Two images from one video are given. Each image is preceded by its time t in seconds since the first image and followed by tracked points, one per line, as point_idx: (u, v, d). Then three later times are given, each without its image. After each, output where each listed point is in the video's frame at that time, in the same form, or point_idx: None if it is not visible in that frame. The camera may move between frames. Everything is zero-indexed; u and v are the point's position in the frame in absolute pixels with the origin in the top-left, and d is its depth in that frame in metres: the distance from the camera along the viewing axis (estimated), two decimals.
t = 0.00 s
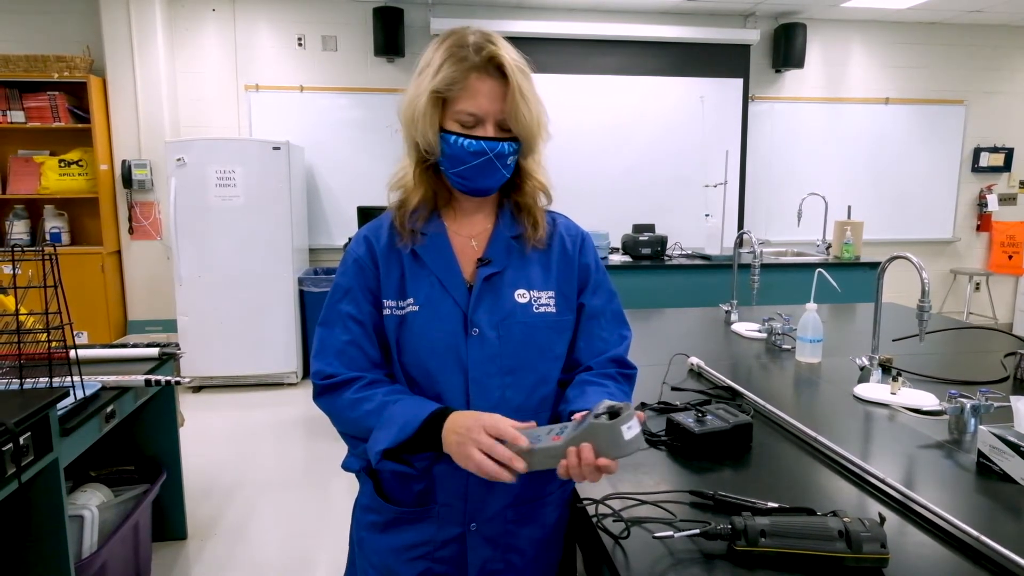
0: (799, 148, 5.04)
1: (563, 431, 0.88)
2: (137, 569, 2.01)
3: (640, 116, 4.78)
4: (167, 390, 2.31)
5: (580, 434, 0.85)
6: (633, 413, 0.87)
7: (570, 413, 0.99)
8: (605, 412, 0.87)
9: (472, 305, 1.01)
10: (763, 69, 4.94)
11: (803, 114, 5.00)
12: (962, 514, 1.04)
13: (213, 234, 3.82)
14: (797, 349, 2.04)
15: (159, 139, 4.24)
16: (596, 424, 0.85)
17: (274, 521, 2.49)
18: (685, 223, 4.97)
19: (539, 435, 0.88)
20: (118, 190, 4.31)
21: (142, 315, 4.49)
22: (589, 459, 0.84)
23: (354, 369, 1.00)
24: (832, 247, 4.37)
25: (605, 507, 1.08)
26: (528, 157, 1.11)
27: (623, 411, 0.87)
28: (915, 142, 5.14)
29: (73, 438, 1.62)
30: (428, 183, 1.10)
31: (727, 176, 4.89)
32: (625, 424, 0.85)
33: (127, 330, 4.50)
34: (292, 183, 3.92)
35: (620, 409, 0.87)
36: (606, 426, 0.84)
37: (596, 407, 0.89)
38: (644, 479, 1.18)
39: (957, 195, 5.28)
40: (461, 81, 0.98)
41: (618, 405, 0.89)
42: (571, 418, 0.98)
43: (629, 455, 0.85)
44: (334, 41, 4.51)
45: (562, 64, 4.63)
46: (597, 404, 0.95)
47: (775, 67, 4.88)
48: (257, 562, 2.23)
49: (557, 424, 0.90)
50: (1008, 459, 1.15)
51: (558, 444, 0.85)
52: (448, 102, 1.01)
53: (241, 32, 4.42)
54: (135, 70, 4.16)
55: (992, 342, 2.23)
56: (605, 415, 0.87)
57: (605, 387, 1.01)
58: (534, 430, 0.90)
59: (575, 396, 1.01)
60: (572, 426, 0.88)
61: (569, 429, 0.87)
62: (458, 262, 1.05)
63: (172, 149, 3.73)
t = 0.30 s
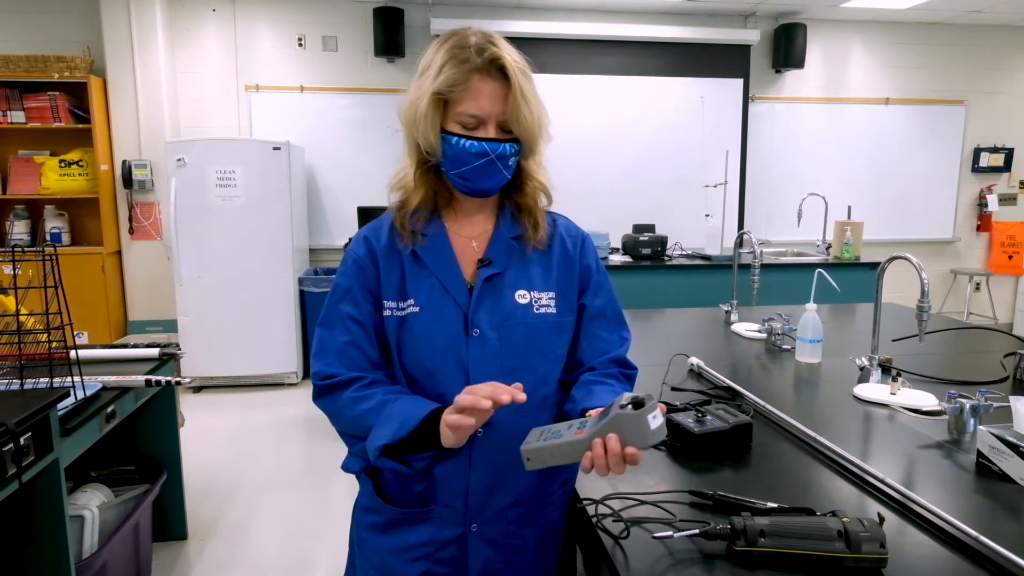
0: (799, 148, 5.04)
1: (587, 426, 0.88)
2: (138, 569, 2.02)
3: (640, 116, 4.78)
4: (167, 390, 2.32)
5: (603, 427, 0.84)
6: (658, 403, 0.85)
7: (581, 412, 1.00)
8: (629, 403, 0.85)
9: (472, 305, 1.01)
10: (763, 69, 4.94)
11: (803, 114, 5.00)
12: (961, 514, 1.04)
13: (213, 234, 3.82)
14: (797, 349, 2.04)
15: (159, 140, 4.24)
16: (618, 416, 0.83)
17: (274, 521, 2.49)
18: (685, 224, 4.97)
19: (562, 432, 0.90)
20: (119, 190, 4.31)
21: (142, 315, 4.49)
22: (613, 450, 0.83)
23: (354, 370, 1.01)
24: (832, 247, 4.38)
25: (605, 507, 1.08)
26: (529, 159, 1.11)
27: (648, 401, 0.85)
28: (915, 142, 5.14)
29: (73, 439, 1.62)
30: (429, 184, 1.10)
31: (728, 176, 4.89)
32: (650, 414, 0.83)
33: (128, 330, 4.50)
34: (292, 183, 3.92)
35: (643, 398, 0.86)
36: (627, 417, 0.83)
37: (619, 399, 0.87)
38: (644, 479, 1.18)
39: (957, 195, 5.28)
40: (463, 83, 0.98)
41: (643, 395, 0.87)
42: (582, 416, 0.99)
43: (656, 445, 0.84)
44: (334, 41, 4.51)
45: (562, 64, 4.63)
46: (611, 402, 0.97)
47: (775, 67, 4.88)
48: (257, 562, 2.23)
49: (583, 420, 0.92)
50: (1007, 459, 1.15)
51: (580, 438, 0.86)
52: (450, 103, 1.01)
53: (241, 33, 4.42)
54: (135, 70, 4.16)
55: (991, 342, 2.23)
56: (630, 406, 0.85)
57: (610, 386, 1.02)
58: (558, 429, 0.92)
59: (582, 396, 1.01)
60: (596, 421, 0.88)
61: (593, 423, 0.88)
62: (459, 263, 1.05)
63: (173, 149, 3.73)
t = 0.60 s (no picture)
0: (799, 148, 5.04)
1: (591, 421, 0.89)
2: (138, 569, 2.02)
3: (640, 116, 4.78)
4: (167, 390, 2.32)
5: (609, 422, 0.85)
6: (663, 401, 0.86)
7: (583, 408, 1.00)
8: (635, 400, 0.86)
9: (475, 306, 1.01)
10: (763, 69, 4.94)
11: (803, 114, 5.00)
12: (961, 514, 1.04)
13: (213, 234, 3.82)
14: (797, 349, 2.04)
15: (159, 140, 4.25)
16: (624, 412, 0.84)
17: (274, 521, 2.49)
18: (685, 224, 4.97)
19: (565, 426, 0.90)
20: (119, 190, 4.31)
21: (142, 315, 4.49)
22: (618, 446, 0.83)
23: (356, 371, 1.01)
24: (832, 247, 4.37)
25: (606, 507, 1.08)
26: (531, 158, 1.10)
27: (653, 398, 0.86)
28: (916, 142, 5.14)
29: (73, 439, 1.62)
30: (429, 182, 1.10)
31: (728, 176, 4.89)
32: (656, 412, 0.84)
33: (128, 330, 4.50)
34: (292, 183, 3.92)
35: (649, 395, 0.87)
36: (635, 413, 0.84)
37: (625, 396, 0.88)
38: (644, 479, 1.18)
39: (957, 195, 5.28)
40: (459, 73, 0.99)
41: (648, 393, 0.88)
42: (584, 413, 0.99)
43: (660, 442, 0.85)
44: (335, 41, 4.51)
45: (562, 64, 4.63)
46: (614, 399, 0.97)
47: (775, 67, 4.88)
48: (257, 562, 2.23)
49: (585, 415, 0.92)
50: (1008, 459, 1.15)
51: (585, 433, 0.86)
52: (448, 95, 1.01)
53: (242, 33, 4.42)
54: (135, 71, 4.16)
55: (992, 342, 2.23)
56: (635, 403, 0.86)
57: (613, 385, 1.03)
58: (560, 424, 0.92)
59: (584, 393, 1.01)
60: (600, 416, 0.89)
61: (597, 419, 0.88)
62: (461, 263, 1.05)
63: (173, 149, 3.73)
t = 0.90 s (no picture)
0: (799, 148, 5.04)
1: (584, 428, 0.88)
2: (138, 569, 2.01)
3: (640, 115, 4.78)
4: (168, 390, 2.32)
5: (602, 434, 0.85)
6: (658, 417, 0.86)
7: (581, 409, 1.00)
8: (630, 413, 0.86)
9: (474, 309, 1.01)
10: (763, 69, 4.94)
11: (803, 114, 5.00)
12: (963, 514, 1.04)
13: (214, 234, 3.82)
14: (798, 349, 2.04)
15: (160, 140, 4.25)
16: (619, 426, 0.84)
17: (274, 521, 2.49)
18: (686, 224, 4.97)
19: (557, 429, 0.90)
20: (120, 190, 4.31)
21: (143, 315, 4.49)
22: (608, 458, 0.84)
23: (357, 374, 1.01)
24: (832, 247, 4.37)
25: (607, 507, 1.08)
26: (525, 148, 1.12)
27: (649, 413, 0.86)
28: (916, 141, 5.14)
29: (74, 438, 1.62)
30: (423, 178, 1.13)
31: (728, 176, 4.89)
32: (649, 428, 0.84)
33: (128, 330, 4.50)
34: (293, 183, 3.92)
35: (646, 409, 0.86)
36: (630, 428, 0.84)
37: (621, 407, 0.87)
38: (645, 479, 1.18)
39: (957, 195, 5.28)
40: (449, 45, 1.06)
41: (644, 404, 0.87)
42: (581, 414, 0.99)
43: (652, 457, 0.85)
44: (335, 41, 4.51)
45: (562, 64, 4.64)
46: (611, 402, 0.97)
47: (775, 67, 4.88)
48: (257, 562, 2.23)
49: (578, 419, 0.92)
50: (1009, 459, 1.15)
51: (576, 440, 0.86)
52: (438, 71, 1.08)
53: (242, 33, 4.42)
54: (136, 71, 4.16)
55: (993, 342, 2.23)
56: (629, 417, 0.85)
57: (613, 386, 1.02)
58: (552, 425, 0.91)
59: (583, 395, 1.01)
60: (593, 424, 0.88)
61: (590, 426, 0.88)
62: (461, 265, 1.05)
63: (173, 149, 3.73)
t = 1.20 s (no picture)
0: (800, 148, 5.03)
1: (578, 432, 0.87)
2: (139, 569, 2.01)
3: (641, 115, 4.78)
4: (169, 389, 2.32)
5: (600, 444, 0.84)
6: (654, 429, 0.85)
7: (575, 403, 1.00)
8: (627, 425, 0.85)
9: (469, 310, 1.01)
10: (764, 69, 4.94)
11: (804, 114, 5.00)
12: (965, 514, 1.04)
13: (215, 233, 3.82)
14: (799, 349, 2.04)
15: (161, 140, 4.25)
16: (617, 439, 0.83)
17: (275, 521, 2.49)
18: (687, 223, 4.97)
19: (548, 429, 0.88)
20: (121, 190, 4.31)
21: (144, 315, 4.49)
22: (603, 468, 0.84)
23: (354, 376, 1.01)
24: (833, 247, 4.37)
25: (609, 507, 1.08)
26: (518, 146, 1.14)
27: (645, 425, 0.85)
28: (917, 142, 5.14)
29: (75, 438, 1.62)
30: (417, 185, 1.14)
31: (729, 176, 4.89)
32: (647, 441, 0.83)
33: (129, 330, 4.50)
34: (294, 183, 3.92)
35: (645, 419, 0.85)
36: (628, 439, 0.83)
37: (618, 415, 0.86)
38: (647, 479, 1.18)
39: (958, 195, 5.27)
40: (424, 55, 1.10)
41: (641, 413, 0.86)
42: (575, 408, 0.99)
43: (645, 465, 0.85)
44: (336, 41, 4.51)
45: (563, 64, 4.64)
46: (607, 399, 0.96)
47: (776, 67, 4.88)
48: (259, 562, 2.23)
49: (570, 418, 0.90)
50: (1011, 459, 1.15)
51: (570, 446, 0.85)
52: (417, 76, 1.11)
53: (243, 33, 4.42)
54: (137, 71, 4.17)
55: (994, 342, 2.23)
56: (627, 429, 0.84)
57: (611, 382, 1.02)
58: (544, 424, 0.89)
59: (580, 388, 1.01)
60: (588, 429, 0.87)
61: (584, 431, 0.87)
62: (456, 266, 1.05)
63: (175, 149, 3.73)
